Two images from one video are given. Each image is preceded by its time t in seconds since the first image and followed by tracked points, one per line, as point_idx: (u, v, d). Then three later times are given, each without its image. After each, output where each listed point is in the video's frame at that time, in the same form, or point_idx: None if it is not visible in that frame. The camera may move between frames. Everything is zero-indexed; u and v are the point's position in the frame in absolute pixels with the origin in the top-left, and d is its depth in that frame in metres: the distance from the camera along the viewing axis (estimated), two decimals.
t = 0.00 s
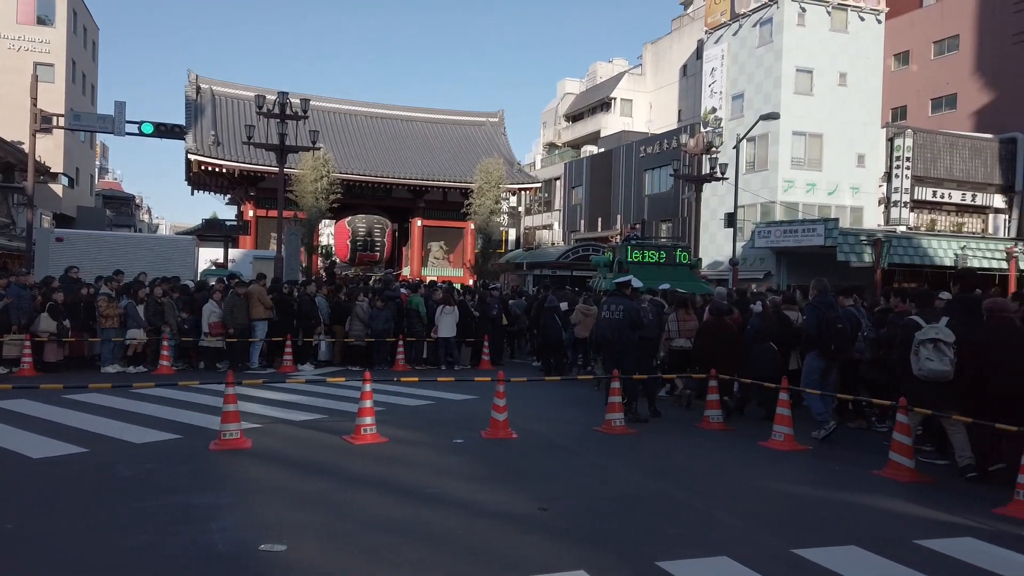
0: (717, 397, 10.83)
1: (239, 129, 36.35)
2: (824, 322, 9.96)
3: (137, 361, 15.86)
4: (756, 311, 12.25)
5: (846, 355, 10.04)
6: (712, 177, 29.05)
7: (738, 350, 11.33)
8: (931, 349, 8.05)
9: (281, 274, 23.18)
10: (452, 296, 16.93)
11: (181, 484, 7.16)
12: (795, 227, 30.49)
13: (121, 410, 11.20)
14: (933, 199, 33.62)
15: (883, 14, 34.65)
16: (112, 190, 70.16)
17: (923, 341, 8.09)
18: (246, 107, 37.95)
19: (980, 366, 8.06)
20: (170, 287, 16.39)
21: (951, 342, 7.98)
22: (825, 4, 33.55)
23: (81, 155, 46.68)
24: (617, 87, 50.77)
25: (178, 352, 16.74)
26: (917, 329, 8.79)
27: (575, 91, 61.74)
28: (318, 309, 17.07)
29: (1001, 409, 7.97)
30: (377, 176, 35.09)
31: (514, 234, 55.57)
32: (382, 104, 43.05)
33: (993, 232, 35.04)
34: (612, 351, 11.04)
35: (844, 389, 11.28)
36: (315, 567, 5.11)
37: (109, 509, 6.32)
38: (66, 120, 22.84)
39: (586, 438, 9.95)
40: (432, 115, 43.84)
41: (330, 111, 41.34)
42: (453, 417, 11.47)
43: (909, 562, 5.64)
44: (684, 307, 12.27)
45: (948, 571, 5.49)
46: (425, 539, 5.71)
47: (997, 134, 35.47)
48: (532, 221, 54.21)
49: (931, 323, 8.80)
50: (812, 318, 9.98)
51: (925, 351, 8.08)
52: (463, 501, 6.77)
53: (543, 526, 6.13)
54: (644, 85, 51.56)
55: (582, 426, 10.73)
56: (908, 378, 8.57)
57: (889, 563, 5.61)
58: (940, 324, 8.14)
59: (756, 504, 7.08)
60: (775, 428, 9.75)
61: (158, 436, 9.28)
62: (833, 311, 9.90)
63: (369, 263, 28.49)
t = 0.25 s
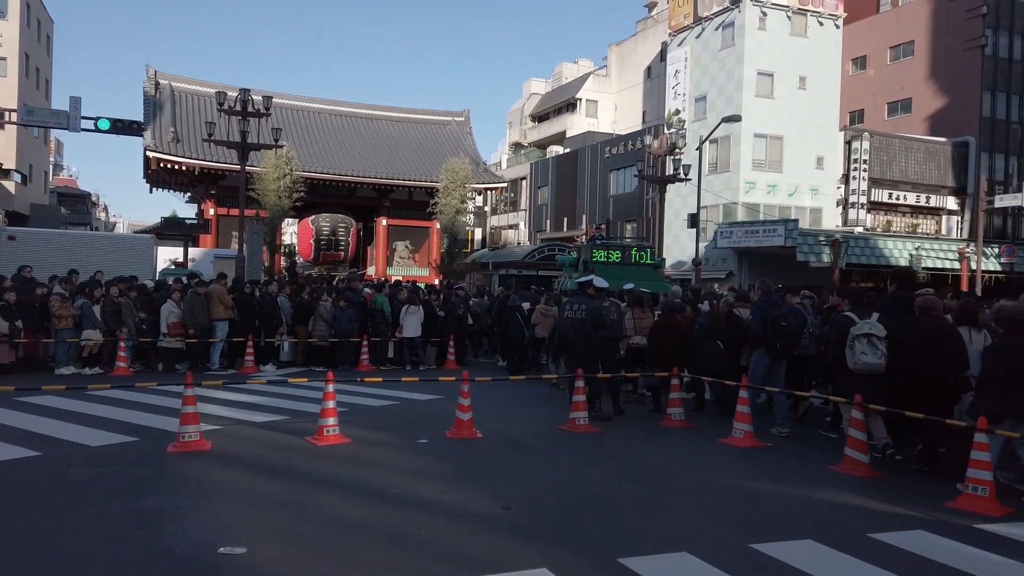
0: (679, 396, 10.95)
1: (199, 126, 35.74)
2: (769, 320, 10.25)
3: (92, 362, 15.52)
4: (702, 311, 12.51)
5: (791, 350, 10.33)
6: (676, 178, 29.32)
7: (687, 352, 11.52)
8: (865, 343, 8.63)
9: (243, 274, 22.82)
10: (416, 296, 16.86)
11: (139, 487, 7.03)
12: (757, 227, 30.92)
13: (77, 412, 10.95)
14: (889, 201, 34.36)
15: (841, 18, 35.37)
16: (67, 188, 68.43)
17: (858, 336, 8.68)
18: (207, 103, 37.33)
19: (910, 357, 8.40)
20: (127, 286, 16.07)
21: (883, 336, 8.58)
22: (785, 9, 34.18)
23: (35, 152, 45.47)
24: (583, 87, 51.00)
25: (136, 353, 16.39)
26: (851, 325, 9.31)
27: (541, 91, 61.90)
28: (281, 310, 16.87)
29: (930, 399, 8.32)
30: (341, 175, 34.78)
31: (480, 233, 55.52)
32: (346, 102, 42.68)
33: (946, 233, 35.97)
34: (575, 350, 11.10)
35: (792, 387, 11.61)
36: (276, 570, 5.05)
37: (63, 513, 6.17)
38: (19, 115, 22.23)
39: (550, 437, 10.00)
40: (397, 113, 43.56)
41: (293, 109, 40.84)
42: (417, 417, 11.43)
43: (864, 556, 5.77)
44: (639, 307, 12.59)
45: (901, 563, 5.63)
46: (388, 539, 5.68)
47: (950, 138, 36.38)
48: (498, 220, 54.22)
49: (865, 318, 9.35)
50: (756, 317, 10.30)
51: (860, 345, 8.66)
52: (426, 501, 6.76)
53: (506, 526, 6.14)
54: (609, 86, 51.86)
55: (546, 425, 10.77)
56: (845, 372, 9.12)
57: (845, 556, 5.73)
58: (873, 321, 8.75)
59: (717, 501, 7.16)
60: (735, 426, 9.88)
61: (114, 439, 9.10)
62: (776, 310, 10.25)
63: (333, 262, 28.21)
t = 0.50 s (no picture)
0: (641, 394, 11.04)
1: (158, 122, 35.07)
2: (711, 320, 10.89)
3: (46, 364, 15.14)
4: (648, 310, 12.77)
5: (731, 348, 11.08)
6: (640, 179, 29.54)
7: (637, 350, 11.60)
8: (809, 340, 8.84)
9: (203, 274, 22.41)
10: (380, 296, 16.75)
11: (94, 490, 6.89)
12: (718, 227, 31.33)
13: (30, 415, 10.68)
14: (847, 203, 35.06)
15: (801, 23, 35.92)
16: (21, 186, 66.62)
17: (802, 333, 8.87)
18: (165, 99, 36.65)
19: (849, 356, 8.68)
20: (82, 286, 15.70)
21: (825, 334, 8.81)
22: (746, 12, 34.67)
23: None
24: (548, 88, 51.12)
25: (91, 354, 16.00)
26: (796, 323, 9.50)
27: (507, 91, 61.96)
28: (242, 309, 16.62)
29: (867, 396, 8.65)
30: (304, 173, 34.41)
31: (446, 232, 55.38)
32: (310, 99, 42.22)
33: (901, 234, 36.83)
34: (539, 349, 11.13)
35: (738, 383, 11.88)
36: (233, 573, 4.98)
37: (12, 518, 6.02)
38: None
39: (514, 436, 10.02)
40: (361, 111, 43.20)
41: (255, 106, 40.27)
42: (380, 417, 11.36)
43: (820, 549, 5.88)
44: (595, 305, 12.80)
45: (856, 556, 5.75)
46: (349, 540, 5.64)
47: (906, 141, 37.23)
48: (464, 220, 54.11)
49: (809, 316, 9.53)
50: (699, 318, 10.90)
51: (803, 342, 8.85)
52: (388, 501, 6.72)
53: (467, 525, 6.14)
54: (574, 87, 52.06)
55: (510, 425, 10.78)
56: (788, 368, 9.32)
57: (801, 550, 5.84)
58: (816, 318, 8.97)
59: (678, 497, 7.24)
60: (695, 423, 10.01)
61: (69, 442, 8.88)
62: (718, 310, 10.85)
63: (296, 261, 27.86)
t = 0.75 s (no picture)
0: (603, 393, 11.13)
1: (113, 118, 34.30)
2: (660, 318, 11.26)
3: None
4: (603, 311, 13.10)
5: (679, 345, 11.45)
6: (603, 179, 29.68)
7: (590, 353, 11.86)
8: (754, 339, 9.15)
9: (160, 273, 21.93)
10: (342, 296, 16.61)
11: (45, 494, 6.73)
12: (680, 227, 31.63)
13: None
14: (805, 204, 35.64)
15: (760, 27, 36.62)
16: None
17: (748, 332, 9.18)
18: (120, 95, 35.85)
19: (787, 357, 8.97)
20: (34, 286, 15.29)
21: (769, 333, 9.15)
22: (707, 16, 35.11)
23: None
24: (512, 87, 51.14)
25: (42, 356, 15.55)
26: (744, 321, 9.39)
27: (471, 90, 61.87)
28: (200, 310, 16.32)
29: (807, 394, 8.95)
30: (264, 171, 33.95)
31: (410, 231, 55.09)
32: (270, 96, 41.66)
33: (857, 234, 37.62)
34: (501, 349, 11.15)
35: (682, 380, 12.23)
36: None
37: None
38: None
39: (476, 435, 10.02)
40: (323, 109, 42.73)
41: (213, 102, 39.59)
42: (342, 417, 11.28)
43: (775, 543, 5.99)
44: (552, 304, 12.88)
45: (810, 549, 5.87)
46: (307, 542, 5.60)
47: (861, 143, 38.03)
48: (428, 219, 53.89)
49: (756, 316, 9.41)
50: (650, 316, 11.24)
51: (749, 341, 9.15)
52: (348, 502, 6.68)
53: (428, 524, 6.13)
54: (539, 87, 52.16)
55: (473, 424, 10.78)
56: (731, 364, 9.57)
57: (757, 544, 5.94)
58: (762, 317, 9.27)
59: (639, 494, 7.31)
60: (656, 420, 10.12)
61: (21, 446, 8.66)
62: (669, 309, 11.19)
63: (256, 261, 27.46)
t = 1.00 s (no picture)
0: (565, 391, 11.18)
1: (65, 114, 33.46)
2: (614, 316, 11.32)
3: None
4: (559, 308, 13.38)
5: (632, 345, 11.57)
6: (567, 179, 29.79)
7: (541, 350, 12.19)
8: (701, 335, 9.39)
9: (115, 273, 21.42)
10: (303, 296, 16.43)
11: None
12: (643, 228, 31.90)
13: None
14: (764, 205, 36.18)
15: (720, 30, 37.13)
16: None
17: (695, 329, 9.41)
18: (73, 90, 34.98)
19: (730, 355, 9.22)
20: None
21: (716, 331, 9.39)
22: (669, 18, 35.46)
23: None
24: (476, 87, 51.07)
25: None
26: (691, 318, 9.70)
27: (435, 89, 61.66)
28: (156, 310, 16.00)
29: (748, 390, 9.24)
30: (223, 169, 33.42)
31: (373, 231, 54.69)
32: (229, 93, 41.00)
33: (814, 235, 38.36)
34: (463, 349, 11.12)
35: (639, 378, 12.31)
36: None
37: None
38: None
39: (439, 435, 9.99)
40: (284, 106, 42.18)
41: (170, 98, 38.82)
42: (303, 419, 11.17)
43: (731, 539, 6.08)
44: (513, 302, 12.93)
45: (765, 544, 5.98)
46: (265, 545, 5.53)
47: (818, 146, 38.79)
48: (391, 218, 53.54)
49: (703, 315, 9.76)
50: (605, 315, 11.32)
51: (696, 337, 9.40)
52: (307, 504, 6.61)
53: (388, 525, 6.10)
54: (502, 86, 52.10)
55: (435, 424, 10.75)
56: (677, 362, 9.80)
57: (714, 540, 6.03)
58: (708, 316, 9.52)
59: (598, 492, 7.37)
60: (617, 419, 10.18)
61: None
62: (622, 308, 11.31)
63: (215, 260, 27.00)
